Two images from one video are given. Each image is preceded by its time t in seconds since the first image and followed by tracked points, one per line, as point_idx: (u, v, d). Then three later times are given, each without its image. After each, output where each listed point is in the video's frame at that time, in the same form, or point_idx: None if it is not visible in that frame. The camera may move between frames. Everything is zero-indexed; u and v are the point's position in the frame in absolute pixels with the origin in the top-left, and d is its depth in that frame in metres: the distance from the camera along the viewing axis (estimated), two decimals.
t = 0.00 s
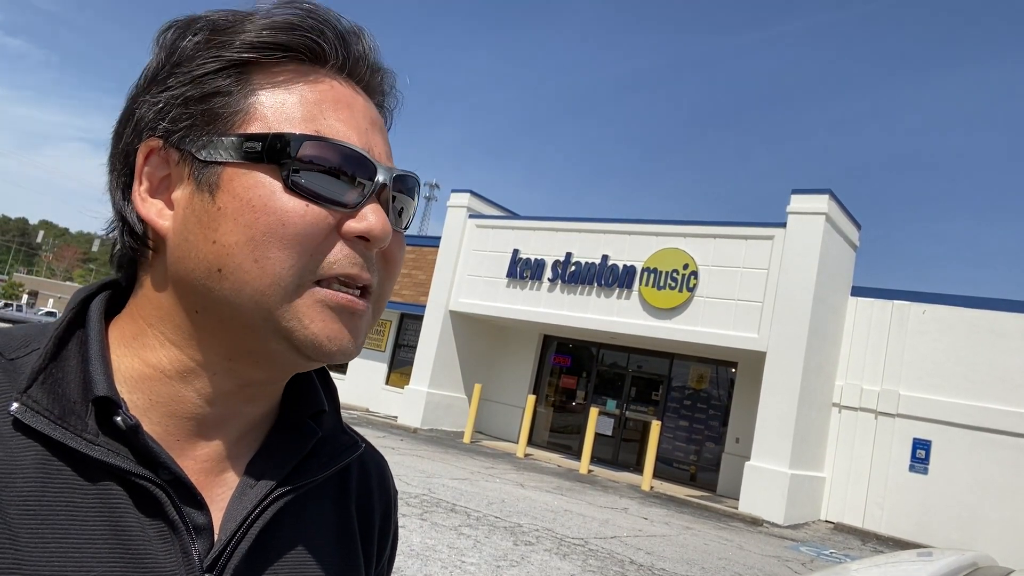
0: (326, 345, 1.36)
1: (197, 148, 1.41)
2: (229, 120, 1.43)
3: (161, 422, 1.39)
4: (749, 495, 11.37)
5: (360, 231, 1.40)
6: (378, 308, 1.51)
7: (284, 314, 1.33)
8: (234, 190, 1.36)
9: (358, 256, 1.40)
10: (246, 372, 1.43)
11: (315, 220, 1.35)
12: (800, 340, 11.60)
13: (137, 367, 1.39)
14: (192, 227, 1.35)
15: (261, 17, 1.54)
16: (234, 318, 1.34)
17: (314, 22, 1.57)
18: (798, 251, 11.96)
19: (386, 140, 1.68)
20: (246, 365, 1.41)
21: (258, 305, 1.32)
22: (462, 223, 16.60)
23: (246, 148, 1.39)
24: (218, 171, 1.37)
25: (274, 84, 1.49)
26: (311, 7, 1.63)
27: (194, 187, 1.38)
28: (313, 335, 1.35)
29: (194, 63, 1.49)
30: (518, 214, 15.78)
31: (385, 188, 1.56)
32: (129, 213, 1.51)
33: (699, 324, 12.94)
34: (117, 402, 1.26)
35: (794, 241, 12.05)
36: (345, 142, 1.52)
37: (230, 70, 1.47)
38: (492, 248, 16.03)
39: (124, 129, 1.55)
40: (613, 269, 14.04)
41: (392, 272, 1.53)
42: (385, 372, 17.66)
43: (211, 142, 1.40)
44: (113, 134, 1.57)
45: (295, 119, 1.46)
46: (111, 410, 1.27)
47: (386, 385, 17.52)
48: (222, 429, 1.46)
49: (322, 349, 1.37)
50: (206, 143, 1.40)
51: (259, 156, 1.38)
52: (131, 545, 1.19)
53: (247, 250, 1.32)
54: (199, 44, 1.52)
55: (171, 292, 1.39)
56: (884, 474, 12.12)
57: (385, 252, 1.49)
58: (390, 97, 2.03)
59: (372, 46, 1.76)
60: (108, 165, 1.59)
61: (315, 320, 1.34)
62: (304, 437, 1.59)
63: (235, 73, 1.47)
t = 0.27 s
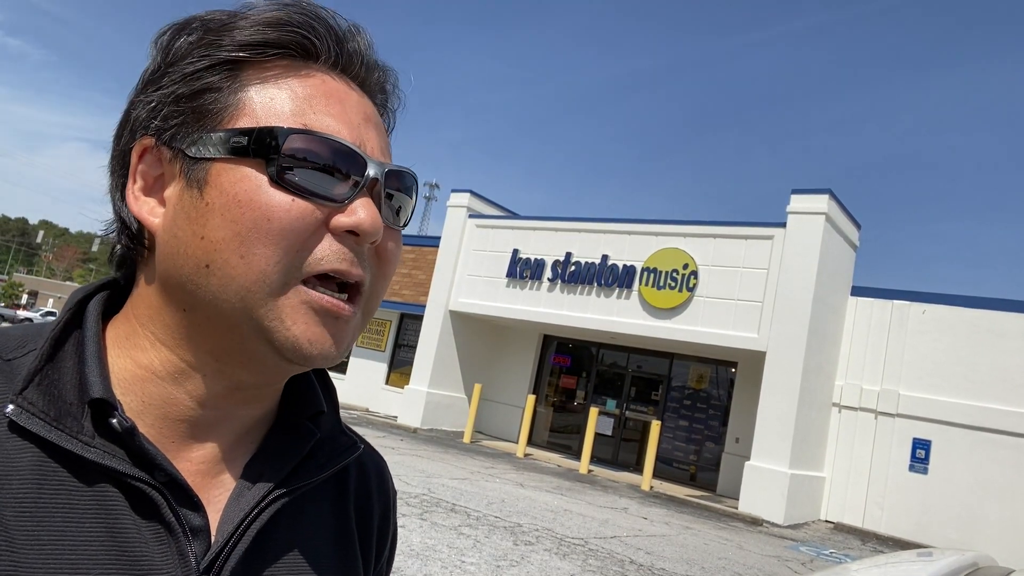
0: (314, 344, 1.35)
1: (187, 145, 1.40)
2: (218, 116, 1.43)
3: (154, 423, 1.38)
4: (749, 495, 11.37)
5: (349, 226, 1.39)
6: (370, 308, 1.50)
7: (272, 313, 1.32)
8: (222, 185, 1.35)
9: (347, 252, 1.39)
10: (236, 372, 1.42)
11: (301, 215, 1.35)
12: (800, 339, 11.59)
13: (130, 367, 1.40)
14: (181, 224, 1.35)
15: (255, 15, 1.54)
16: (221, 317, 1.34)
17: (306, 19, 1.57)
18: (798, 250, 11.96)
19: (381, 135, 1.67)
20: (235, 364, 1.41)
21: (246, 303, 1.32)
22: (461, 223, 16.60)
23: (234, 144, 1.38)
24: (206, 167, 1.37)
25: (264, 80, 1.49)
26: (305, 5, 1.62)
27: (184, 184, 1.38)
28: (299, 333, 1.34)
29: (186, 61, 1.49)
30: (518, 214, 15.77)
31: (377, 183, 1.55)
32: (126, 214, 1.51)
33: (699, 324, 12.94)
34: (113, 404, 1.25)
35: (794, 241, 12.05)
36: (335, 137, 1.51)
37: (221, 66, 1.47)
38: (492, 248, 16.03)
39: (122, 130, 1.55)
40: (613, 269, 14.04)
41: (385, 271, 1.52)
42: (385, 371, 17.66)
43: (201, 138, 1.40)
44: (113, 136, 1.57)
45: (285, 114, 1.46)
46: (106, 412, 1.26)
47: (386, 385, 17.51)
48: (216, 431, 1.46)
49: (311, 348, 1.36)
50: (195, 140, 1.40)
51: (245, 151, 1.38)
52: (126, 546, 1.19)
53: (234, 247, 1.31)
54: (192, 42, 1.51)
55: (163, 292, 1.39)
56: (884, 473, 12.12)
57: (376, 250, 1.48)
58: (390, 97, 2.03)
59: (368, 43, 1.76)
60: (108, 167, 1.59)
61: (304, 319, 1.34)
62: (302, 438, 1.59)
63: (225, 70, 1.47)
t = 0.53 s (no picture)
0: (312, 342, 1.36)
1: (185, 144, 1.40)
2: (217, 115, 1.43)
3: (151, 423, 1.38)
4: (749, 494, 11.37)
5: (347, 225, 1.39)
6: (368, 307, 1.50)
7: (270, 311, 1.32)
8: (220, 184, 1.35)
9: (346, 250, 1.38)
10: (234, 371, 1.42)
11: (300, 215, 1.35)
12: (800, 339, 11.59)
13: (127, 367, 1.39)
14: (179, 223, 1.35)
15: (254, 14, 1.54)
16: (218, 315, 1.33)
17: (305, 19, 1.57)
18: (798, 250, 11.96)
19: (380, 135, 1.67)
20: (233, 363, 1.40)
21: (245, 302, 1.32)
22: (461, 223, 16.60)
23: (232, 143, 1.38)
24: (205, 166, 1.37)
25: (264, 79, 1.48)
26: (304, 5, 1.62)
27: (182, 182, 1.37)
28: (296, 331, 1.34)
29: (186, 60, 1.49)
30: (518, 214, 15.77)
31: (375, 182, 1.55)
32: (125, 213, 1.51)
33: (699, 324, 12.94)
34: (111, 404, 1.25)
35: (794, 241, 12.04)
36: (333, 136, 1.51)
37: (220, 66, 1.46)
38: (492, 248, 16.03)
39: (121, 128, 1.55)
40: (613, 269, 14.04)
41: (383, 270, 1.52)
42: (385, 371, 17.66)
43: (200, 136, 1.39)
44: (111, 134, 1.57)
45: (283, 113, 1.45)
46: (104, 412, 1.26)
47: (386, 385, 17.51)
48: (214, 431, 1.46)
49: (309, 346, 1.36)
50: (194, 138, 1.40)
51: (244, 150, 1.38)
52: (124, 547, 1.18)
53: (232, 246, 1.31)
54: (191, 42, 1.51)
55: (160, 291, 1.39)
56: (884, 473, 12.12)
57: (375, 249, 1.49)
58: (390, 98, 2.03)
59: (367, 44, 1.76)
60: (107, 166, 1.59)
61: (302, 317, 1.34)
62: (301, 438, 1.59)
63: (224, 69, 1.46)
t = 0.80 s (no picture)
0: (316, 342, 1.36)
1: (187, 144, 1.40)
2: (220, 115, 1.43)
3: (152, 423, 1.38)
4: (749, 494, 11.37)
5: (350, 226, 1.39)
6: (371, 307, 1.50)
7: (274, 311, 1.32)
8: (222, 184, 1.35)
9: (349, 251, 1.39)
10: (236, 371, 1.42)
11: (304, 216, 1.35)
12: (800, 339, 11.59)
13: (128, 368, 1.39)
14: (182, 223, 1.35)
15: (256, 15, 1.54)
16: (220, 315, 1.34)
17: (308, 21, 1.57)
18: (797, 250, 11.96)
19: (382, 136, 1.67)
20: (235, 364, 1.40)
21: (247, 303, 1.32)
22: (461, 223, 16.60)
23: (235, 143, 1.38)
24: (207, 166, 1.37)
25: (266, 80, 1.49)
26: (307, 6, 1.62)
27: (185, 183, 1.38)
28: (300, 332, 1.34)
29: (188, 61, 1.49)
30: (518, 214, 15.77)
31: (377, 183, 1.55)
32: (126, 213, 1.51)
33: (699, 324, 12.94)
34: (111, 404, 1.25)
35: (794, 240, 12.04)
36: (336, 137, 1.51)
37: (223, 66, 1.47)
38: (492, 248, 16.02)
39: (122, 128, 1.55)
40: (613, 269, 14.04)
41: (384, 271, 1.52)
42: (385, 372, 17.66)
43: (202, 137, 1.39)
44: (112, 134, 1.57)
45: (286, 114, 1.45)
46: (104, 412, 1.26)
47: (386, 385, 17.51)
48: (215, 432, 1.46)
49: (312, 346, 1.36)
50: (196, 139, 1.40)
51: (248, 150, 1.38)
52: (124, 547, 1.18)
53: (234, 246, 1.31)
54: (194, 42, 1.51)
55: (161, 291, 1.39)
56: (884, 473, 12.12)
57: (377, 250, 1.49)
58: (392, 99, 2.03)
59: (369, 45, 1.76)
60: (107, 166, 1.59)
61: (306, 316, 1.34)
62: (301, 438, 1.59)
63: (227, 70, 1.47)
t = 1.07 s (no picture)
0: (320, 340, 1.36)
1: (189, 145, 1.41)
2: (222, 117, 1.43)
3: (154, 422, 1.38)
4: (749, 494, 11.37)
5: (351, 227, 1.39)
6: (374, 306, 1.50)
7: (276, 311, 1.33)
8: (225, 185, 1.36)
9: (351, 252, 1.39)
10: (238, 371, 1.42)
11: (307, 216, 1.35)
12: (799, 339, 11.60)
13: (130, 367, 1.39)
14: (184, 224, 1.35)
15: (258, 17, 1.54)
16: (224, 314, 1.34)
17: (310, 22, 1.57)
18: (797, 250, 11.96)
19: (383, 138, 1.67)
20: (239, 362, 1.41)
21: (250, 303, 1.32)
22: (461, 223, 16.60)
23: (237, 144, 1.38)
24: (209, 167, 1.37)
25: (268, 82, 1.49)
26: (308, 7, 1.62)
27: (186, 183, 1.38)
28: (305, 330, 1.34)
29: (190, 62, 1.49)
30: (517, 214, 15.77)
31: (379, 186, 1.56)
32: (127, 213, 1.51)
33: (699, 323, 12.94)
34: (112, 405, 1.25)
35: (794, 240, 12.05)
36: (337, 139, 1.51)
37: (225, 68, 1.47)
38: (492, 248, 16.03)
39: (123, 129, 1.55)
40: (613, 269, 14.04)
41: (387, 272, 1.52)
42: (384, 372, 17.66)
43: (204, 138, 1.40)
44: (113, 135, 1.57)
45: (287, 116, 1.45)
46: (105, 413, 1.26)
47: (386, 385, 17.51)
48: (218, 431, 1.46)
49: (315, 344, 1.36)
50: (198, 140, 1.40)
51: (249, 152, 1.38)
52: (125, 548, 1.19)
53: (238, 246, 1.32)
54: (195, 43, 1.51)
55: (163, 291, 1.39)
56: (884, 473, 12.13)
57: (380, 250, 1.49)
58: (394, 102, 2.03)
59: (371, 46, 1.76)
60: (108, 167, 1.59)
61: (309, 315, 1.34)
62: (302, 437, 1.59)
63: (229, 72, 1.47)
